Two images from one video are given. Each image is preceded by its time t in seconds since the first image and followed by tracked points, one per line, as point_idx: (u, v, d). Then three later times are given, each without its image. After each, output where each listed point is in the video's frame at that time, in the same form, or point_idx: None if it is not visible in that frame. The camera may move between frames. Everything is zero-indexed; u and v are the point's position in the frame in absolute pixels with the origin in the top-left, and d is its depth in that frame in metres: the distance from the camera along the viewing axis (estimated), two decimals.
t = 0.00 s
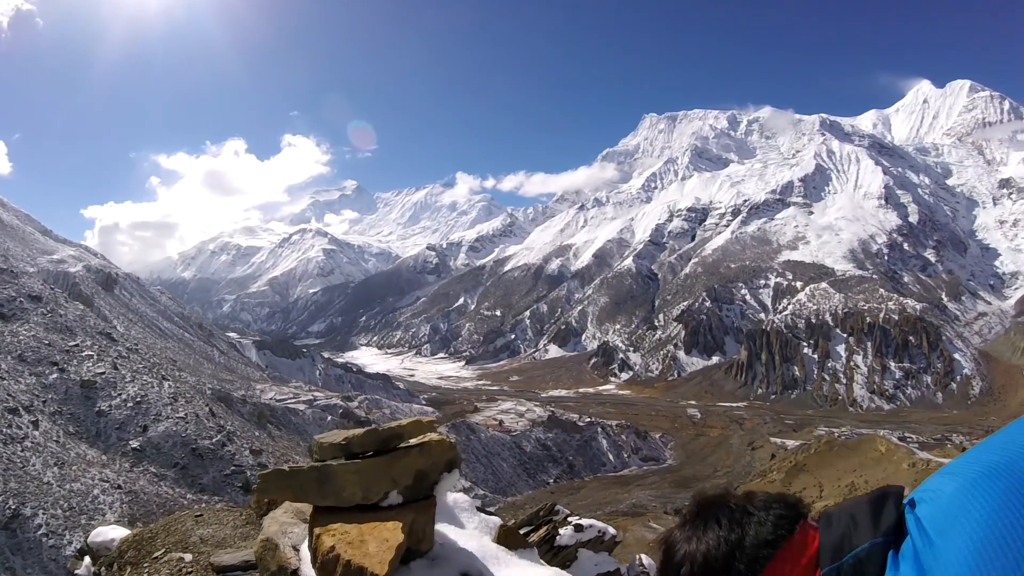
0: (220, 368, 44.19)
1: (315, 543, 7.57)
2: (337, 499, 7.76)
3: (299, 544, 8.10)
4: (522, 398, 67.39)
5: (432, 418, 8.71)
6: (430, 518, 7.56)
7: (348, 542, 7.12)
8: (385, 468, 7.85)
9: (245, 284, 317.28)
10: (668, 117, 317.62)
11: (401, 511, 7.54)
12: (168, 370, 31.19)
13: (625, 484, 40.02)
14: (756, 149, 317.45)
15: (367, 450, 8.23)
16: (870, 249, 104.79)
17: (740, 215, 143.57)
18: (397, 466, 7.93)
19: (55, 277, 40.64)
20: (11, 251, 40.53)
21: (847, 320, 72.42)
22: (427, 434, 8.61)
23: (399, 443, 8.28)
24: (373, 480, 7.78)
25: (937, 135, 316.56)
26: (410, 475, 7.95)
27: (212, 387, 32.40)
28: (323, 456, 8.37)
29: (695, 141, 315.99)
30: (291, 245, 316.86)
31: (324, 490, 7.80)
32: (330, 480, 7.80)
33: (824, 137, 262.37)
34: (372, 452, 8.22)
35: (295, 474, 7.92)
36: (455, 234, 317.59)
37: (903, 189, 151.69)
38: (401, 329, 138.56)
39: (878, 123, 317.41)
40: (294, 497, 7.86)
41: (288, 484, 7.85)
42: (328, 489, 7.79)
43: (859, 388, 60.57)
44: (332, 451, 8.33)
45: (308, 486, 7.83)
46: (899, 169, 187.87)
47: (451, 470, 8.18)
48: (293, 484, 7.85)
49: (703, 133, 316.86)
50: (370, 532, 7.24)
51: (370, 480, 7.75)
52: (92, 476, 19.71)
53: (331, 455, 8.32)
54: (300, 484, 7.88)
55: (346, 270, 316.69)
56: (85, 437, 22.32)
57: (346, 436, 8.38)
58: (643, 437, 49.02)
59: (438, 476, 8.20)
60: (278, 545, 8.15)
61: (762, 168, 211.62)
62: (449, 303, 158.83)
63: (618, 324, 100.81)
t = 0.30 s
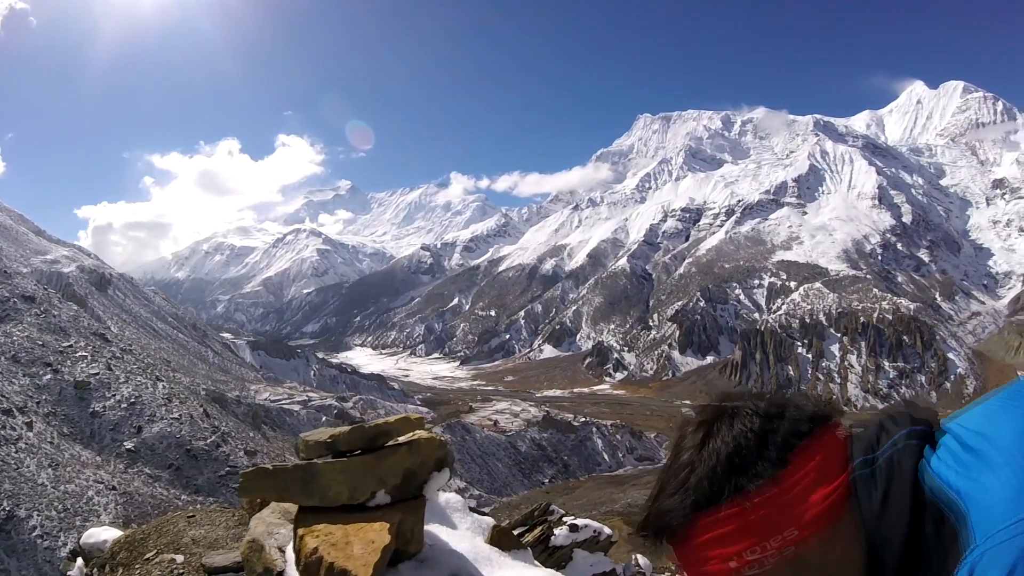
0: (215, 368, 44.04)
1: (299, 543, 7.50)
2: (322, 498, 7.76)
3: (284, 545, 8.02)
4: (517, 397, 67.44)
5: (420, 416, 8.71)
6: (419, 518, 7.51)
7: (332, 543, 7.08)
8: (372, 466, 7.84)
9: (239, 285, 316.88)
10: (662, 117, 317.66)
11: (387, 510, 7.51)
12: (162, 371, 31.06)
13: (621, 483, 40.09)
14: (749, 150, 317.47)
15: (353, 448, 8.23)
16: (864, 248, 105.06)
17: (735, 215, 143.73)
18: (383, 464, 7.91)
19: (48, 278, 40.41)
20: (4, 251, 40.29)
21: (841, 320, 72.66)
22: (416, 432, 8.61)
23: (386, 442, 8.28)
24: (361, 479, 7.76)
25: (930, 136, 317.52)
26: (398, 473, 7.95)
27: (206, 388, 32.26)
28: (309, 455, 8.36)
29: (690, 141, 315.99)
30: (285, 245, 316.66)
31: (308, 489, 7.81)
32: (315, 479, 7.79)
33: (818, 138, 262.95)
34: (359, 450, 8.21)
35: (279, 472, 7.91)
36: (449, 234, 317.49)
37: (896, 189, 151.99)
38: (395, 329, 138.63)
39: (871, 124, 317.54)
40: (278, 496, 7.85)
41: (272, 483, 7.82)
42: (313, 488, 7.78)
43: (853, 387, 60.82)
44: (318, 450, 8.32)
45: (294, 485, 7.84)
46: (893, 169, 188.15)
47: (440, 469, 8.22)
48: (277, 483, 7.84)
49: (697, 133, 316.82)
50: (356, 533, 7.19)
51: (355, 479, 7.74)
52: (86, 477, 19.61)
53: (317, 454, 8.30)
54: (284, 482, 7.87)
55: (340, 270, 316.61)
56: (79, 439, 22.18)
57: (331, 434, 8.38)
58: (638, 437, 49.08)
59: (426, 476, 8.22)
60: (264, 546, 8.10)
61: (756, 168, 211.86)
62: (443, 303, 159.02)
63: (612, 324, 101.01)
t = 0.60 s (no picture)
0: (214, 368, 44.07)
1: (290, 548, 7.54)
2: (314, 502, 7.79)
3: (276, 549, 8.04)
4: (517, 397, 67.42)
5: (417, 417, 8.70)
6: (414, 523, 7.48)
7: (324, 552, 7.11)
8: (365, 469, 7.85)
9: (239, 285, 316.95)
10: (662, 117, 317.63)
11: (382, 515, 7.50)
12: (162, 370, 31.11)
13: (621, 483, 40.10)
14: (749, 150, 317.32)
15: (347, 450, 8.27)
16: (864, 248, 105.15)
17: (734, 216, 143.76)
18: (377, 467, 7.91)
19: (48, 278, 40.46)
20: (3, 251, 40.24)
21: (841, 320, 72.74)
22: (412, 433, 8.60)
23: (381, 443, 8.29)
24: (354, 483, 7.77)
25: (930, 136, 317.18)
26: (392, 477, 7.94)
27: (205, 387, 32.27)
28: (303, 457, 8.41)
29: (689, 141, 316.06)
30: (285, 245, 316.74)
31: (300, 492, 7.85)
32: (308, 483, 7.85)
33: (817, 138, 262.87)
34: (353, 452, 8.24)
35: (270, 475, 7.99)
36: (449, 234, 317.54)
37: (897, 189, 151.95)
38: (395, 330, 138.68)
39: (871, 124, 317.43)
40: (270, 500, 7.91)
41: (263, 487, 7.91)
42: (306, 491, 7.84)
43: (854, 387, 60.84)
44: (312, 452, 8.37)
45: (284, 486, 7.93)
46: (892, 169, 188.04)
47: (437, 473, 8.22)
48: (268, 488, 7.93)
49: (697, 133, 316.80)
50: (348, 540, 7.19)
51: (348, 483, 7.76)
52: (86, 476, 19.60)
53: (310, 456, 8.36)
54: (276, 486, 7.95)
55: (340, 270, 316.75)
56: (79, 438, 22.16)
57: (324, 436, 8.48)
58: (638, 437, 49.04)
59: (424, 478, 8.22)
60: (256, 550, 8.14)
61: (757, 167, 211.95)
62: (443, 304, 159.21)
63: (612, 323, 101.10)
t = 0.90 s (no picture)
0: (212, 367, 44.04)
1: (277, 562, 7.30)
2: (303, 513, 7.57)
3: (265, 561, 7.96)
4: (514, 397, 67.42)
5: (410, 425, 8.62)
6: (410, 535, 7.47)
7: (312, 567, 6.78)
8: (358, 479, 7.77)
9: (237, 284, 316.85)
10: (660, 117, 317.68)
11: (375, 527, 7.43)
12: (159, 370, 31.07)
13: (618, 483, 40.13)
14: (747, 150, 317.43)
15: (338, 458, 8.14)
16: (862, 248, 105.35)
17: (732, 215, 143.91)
18: (371, 476, 7.85)
19: (45, 277, 40.40)
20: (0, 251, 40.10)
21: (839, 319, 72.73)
22: (405, 440, 8.51)
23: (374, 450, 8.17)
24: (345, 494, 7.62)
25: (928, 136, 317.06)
26: (385, 485, 7.87)
27: (203, 387, 32.20)
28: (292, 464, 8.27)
29: (687, 141, 316.27)
30: (283, 244, 316.59)
31: (288, 500, 7.64)
32: (297, 493, 7.63)
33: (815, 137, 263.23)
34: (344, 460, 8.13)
35: (258, 485, 7.72)
36: (447, 233, 317.52)
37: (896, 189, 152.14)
38: (393, 329, 138.74)
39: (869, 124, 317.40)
40: (256, 509, 7.71)
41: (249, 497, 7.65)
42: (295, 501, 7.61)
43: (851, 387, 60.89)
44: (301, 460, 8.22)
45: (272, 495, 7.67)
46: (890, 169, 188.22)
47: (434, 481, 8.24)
48: (255, 496, 7.67)
49: (695, 133, 316.95)
50: (338, 555, 6.96)
51: (340, 492, 7.64)
52: (84, 476, 19.56)
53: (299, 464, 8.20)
54: (262, 495, 7.69)
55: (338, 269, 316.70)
56: (77, 438, 22.12)
57: (314, 443, 8.42)
58: (636, 437, 48.98)
59: (419, 486, 8.21)
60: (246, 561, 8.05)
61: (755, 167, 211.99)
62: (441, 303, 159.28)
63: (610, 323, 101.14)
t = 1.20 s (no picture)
0: (209, 367, 43.91)
1: None
2: (289, 533, 7.31)
3: None
4: (512, 396, 67.42)
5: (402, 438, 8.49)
6: (403, 558, 7.49)
7: None
8: (348, 498, 7.62)
9: (234, 283, 316.36)
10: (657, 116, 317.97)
11: (367, 549, 7.41)
12: (156, 369, 30.97)
13: (615, 482, 40.18)
14: (744, 150, 317.69)
15: (324, 474, 7.96)
16: (858, 247, 105.56)
17: (729, 215, 144.22)
18: (362, 494, 7.73)
19: (42, 276, 40.27)
20: None
21: (835, 319, 72.93)
22: (398, 455, 8.39)
23: (366, 465, 8.05)
24: (336, 513, 7.49)
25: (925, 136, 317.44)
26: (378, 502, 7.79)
27: (199, 386, 32.10)
28: (278, 478, 8.03)
29: (684, 141, 316.69)
30: (280, 244, 316.29)
31: (273, 521, 7.30)
32: (281, 512, 7.33)
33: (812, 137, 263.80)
34: (332, 475, 7.95)
35: (240, 503, 7.33)
36: (444, 233, 317.44)
37: (892, 189, 152.39)
38: (390, 329, 138.78)
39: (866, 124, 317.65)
40: (239, 530, 7.31)
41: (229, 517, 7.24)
42: (280, 522, 7.32)
43: (847, 386, 61.04)
44: (287, 473, 7.98)
45: (255, 513, 7.34)
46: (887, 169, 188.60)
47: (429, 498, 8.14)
48: (236, 516, 7.27)
49: (692, 133, 317.29)
50: None
51: (329, 514, 7.44)
52: (81, 476, 19.50)
53: (285, 479, 7.95)
54: (244, 514, 7.31)
55: (335, 268, 316.46)
56: (73, 438, 22.03)
57: (301, 458, 8.06)
58: (633, 436, 48.99)
59: (414, 502, 8.10)
60: None
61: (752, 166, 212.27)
62: (438, 303, 159.26)
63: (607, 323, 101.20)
